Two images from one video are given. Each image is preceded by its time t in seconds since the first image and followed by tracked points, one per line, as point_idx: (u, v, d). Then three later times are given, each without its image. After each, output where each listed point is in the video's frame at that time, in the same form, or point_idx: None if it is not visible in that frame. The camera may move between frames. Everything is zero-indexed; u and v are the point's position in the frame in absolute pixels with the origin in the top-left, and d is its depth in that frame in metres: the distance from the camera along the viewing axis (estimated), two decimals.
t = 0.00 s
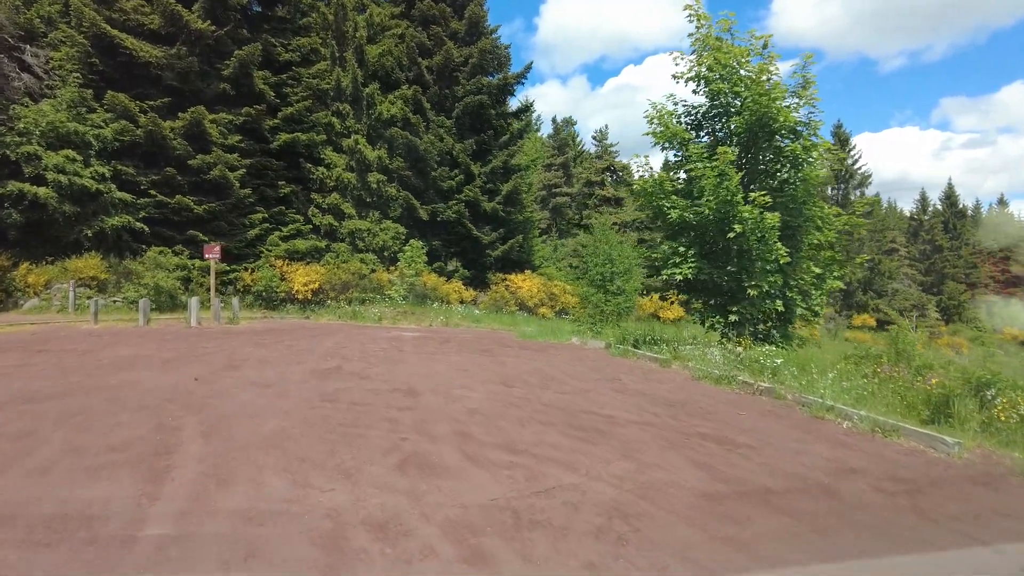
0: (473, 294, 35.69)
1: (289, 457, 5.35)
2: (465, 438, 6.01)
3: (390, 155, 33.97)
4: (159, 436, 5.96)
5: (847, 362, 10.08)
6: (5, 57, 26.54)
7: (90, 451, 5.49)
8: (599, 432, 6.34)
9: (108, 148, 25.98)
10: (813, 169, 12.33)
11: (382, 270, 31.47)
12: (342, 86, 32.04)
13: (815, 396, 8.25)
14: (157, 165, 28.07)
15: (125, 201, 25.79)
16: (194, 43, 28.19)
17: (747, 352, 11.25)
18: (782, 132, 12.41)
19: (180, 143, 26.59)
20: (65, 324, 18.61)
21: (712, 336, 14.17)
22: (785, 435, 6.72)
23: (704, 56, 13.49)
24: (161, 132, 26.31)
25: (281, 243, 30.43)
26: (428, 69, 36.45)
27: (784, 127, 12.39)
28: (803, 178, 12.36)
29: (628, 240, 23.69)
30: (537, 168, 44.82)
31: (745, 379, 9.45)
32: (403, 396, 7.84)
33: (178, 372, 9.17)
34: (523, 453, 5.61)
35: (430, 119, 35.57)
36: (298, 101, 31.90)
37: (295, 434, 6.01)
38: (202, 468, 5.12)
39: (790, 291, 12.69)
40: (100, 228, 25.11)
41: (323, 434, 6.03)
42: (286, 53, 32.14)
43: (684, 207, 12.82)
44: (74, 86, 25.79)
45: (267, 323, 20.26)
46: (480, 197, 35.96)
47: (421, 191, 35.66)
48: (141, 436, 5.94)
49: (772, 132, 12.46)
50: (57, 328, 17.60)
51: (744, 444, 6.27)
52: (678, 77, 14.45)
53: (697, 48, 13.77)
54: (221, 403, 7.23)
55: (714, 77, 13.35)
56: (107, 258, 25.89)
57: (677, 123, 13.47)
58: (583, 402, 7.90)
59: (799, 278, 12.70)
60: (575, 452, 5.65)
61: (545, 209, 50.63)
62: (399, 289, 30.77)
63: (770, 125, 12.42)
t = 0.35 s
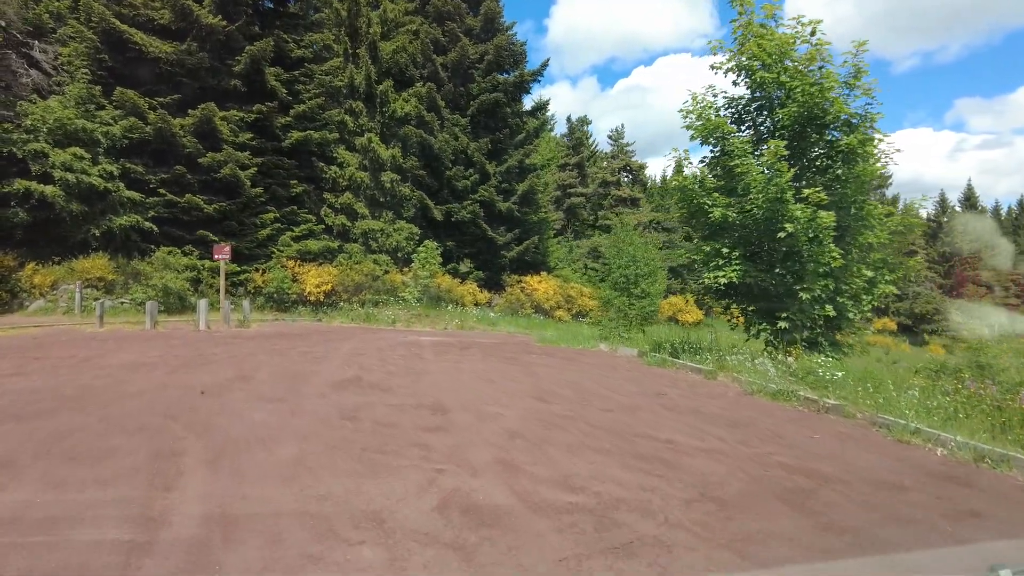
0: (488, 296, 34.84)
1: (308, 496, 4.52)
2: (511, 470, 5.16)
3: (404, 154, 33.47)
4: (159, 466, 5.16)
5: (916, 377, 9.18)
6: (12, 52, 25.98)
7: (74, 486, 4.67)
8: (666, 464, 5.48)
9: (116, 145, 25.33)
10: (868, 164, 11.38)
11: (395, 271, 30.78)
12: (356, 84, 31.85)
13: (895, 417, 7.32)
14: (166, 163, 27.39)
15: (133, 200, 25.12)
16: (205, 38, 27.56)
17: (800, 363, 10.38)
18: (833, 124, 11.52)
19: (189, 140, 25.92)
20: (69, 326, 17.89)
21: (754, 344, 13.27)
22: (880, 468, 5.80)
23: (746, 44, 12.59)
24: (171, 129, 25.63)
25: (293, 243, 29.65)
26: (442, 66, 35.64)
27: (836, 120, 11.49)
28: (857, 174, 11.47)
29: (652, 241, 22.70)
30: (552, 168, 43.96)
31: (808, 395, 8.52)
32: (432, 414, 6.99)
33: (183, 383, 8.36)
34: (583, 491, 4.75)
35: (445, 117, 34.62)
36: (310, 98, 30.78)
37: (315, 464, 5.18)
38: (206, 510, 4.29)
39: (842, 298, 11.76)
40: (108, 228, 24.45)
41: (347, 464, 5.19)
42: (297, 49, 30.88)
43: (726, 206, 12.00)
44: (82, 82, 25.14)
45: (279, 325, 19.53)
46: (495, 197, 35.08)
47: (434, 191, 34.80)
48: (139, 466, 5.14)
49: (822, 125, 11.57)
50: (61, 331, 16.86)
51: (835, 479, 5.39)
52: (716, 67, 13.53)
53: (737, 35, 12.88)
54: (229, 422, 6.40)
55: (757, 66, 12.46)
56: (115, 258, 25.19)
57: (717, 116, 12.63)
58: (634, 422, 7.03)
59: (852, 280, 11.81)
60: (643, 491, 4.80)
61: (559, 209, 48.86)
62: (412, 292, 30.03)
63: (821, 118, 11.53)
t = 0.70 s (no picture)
0: (508, 297, 34.00)
1: (355, 546, 3.73)
2: (590, 511, 4.34)
3: (423, 152, 32.76)
4: (172, 501, 4.39)
5: (1010, 392, 8.28)
6: (27, 48, 25.33)
7: (72, 530, 3.90)
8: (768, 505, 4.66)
9: (131, 143, 24.78)
10: (938, 157, 10.51)
11: (414, 271, 30.09)
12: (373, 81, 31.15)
13: (1005, 439, 6.45)
14: (181, 161, 26.79)
15: (148, 199, 24.54)
16: (221, 33, 27.02)
17: (870, 372, 9.57)
18: (899, 113, 10.64)
19: (205, 138, 25.33)
20: (81, 328, 17.24)
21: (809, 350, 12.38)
22: (1016, 507, 4.94)
23: (798, 27, 11.65)
24: (186, 125, 25.02)
25: (310, 243, 29.05)
26: (461, 62, 34.98)
27: (901, 109, 10.62)
28: (926, 167, 10.64)
29: (683, 239, 21.70)
30: (572, 166, 43.05)
31: (892, 412, 7.64)
32: (479, 434, 6.18)
33: (199, 395, 7.60)
34: (684, 541, 3.93)
35: (464, 114, 33.75)
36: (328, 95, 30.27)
37: (357, 502, 4.39)
38: (229, 564, 3.51)
39: (908, 300, 10.84)
40: (122, 227, 23.89)
41: (394, 501, 4.40)
42: (315, 46, 30.51)
43: (782, 201, 11.03)
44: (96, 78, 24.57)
45: (298, 328, 18.83)
46: (515, 196, 34.21)
47: (453, 190, 33.99)
48: (149, 501, 4.37)
49: (887, 114, 10.68)
50: (73, 334, 16.21)
51: (972, 523, 4.55)
52: (766, 54, 12.58)
53: (788, 19, 11.96)
54: (251, 444, 5.62)
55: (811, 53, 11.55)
56: (130, 258, 24.59)
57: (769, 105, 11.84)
58: (709, 445, 6.19)
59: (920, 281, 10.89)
60: (749, 538, 3.99)
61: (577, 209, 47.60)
62: (431, 293, 29.30)
63: (886, 106, 10.65)
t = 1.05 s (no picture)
0: (533, 300, 33.14)
1: None
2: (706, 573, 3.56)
3: (447, 152, 32.13)
4: (201, 552, 3.67)
5: None
6: (50, 48, 25.01)
7: None
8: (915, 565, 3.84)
9: (153, 142, 24.36)
10: None
11: (438, 273, 29.44)
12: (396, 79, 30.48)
13: None
14: (203, 161, 26.22)
15: (169, 199, 24.09)
16: (243, 31, 26.71)
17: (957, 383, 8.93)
18: (983, 104, 9.89)
19: (228, 137, 24.85)
20: (101, 332, 16.70)
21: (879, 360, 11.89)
22: None
23: (864, 10, 10.71)
24: (208, 125, 24.53)
25: (334, 244, 28.62)
26: (486, 60, 34.31)
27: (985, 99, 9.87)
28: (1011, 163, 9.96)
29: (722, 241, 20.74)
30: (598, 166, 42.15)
31: (1004, 438, 6.75)
32: (545, 464, 5.41)
33: (225, 413, 6.89)
34: None
35: (489, 113, 33.00)
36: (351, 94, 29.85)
37: (423, 558, 3.63)
38: None
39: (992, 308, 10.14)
40: (144, 227, 23.42)
41: (466, 558, 3.64)
42: (339, 43, 30.06)
43: (853, 198, 10.59)
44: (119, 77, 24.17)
45: (323, 333, 18.18)
46: (541, 196, 33.27)
47: (479, 191, 33.26)
48: (172, 554, 3.65)
49: (970, 105, 9.96)
50: (93, 338, 15.66)
51: None
52: (827, 41, 11.77)
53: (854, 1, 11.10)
54: (289, 475, 4.90)
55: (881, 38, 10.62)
56: (151, 259, 24.10)
57: (831, 94, 11.11)
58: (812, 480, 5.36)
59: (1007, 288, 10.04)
60: (761, 558, 3.76)
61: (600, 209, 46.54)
62: (455, 296, 28.60)
63: (969, 97, 9.93)
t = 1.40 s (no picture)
0: (564, 303, 32.11)
1: None
2: None
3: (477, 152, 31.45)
4: None
5: None
6: (80, 49, 24.88)
7: None
8: None
9: (181, 142, 23.96)
10: None
11: (468, 275, 28.81)
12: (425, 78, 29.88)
13: None
14: (232, 160, 25.56)
15: (198, 199, 23.67)
16: (272, 28, 26.25)
17: None
18: None
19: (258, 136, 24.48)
20: (130, 336, 16.21)
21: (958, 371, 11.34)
22: None
23: None
24: (237, 124, 24.11)
25: (363, 246, 28.14)
26: (517, 58, 33.64)
27: None
28: None
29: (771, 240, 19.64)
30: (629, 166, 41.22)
31: None
32: (641, 502, 4.63)
33: (266, 432, 6.21)
34: None
35: (519, 112, 32.26)
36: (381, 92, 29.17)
37: None
38: None
39: None
40: (172, 229, 22.98)
41: None
42: (368, 41, 29.03)
43: (941, 195, 10.14)
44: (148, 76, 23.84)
45: (355, 337, 17.55)
46: (573, 196, 32.34)
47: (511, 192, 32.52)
48: None
49: None
50: (121, 343, 15.13)
51: None
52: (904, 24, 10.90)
53: None
54: (349, 515, 4.19)
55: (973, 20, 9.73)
56: (180, 261, 23.67)
57: (909, 84, 10.36)
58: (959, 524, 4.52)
59: None
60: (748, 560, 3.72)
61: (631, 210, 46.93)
62: (486, 298, 27.91)
63: None
